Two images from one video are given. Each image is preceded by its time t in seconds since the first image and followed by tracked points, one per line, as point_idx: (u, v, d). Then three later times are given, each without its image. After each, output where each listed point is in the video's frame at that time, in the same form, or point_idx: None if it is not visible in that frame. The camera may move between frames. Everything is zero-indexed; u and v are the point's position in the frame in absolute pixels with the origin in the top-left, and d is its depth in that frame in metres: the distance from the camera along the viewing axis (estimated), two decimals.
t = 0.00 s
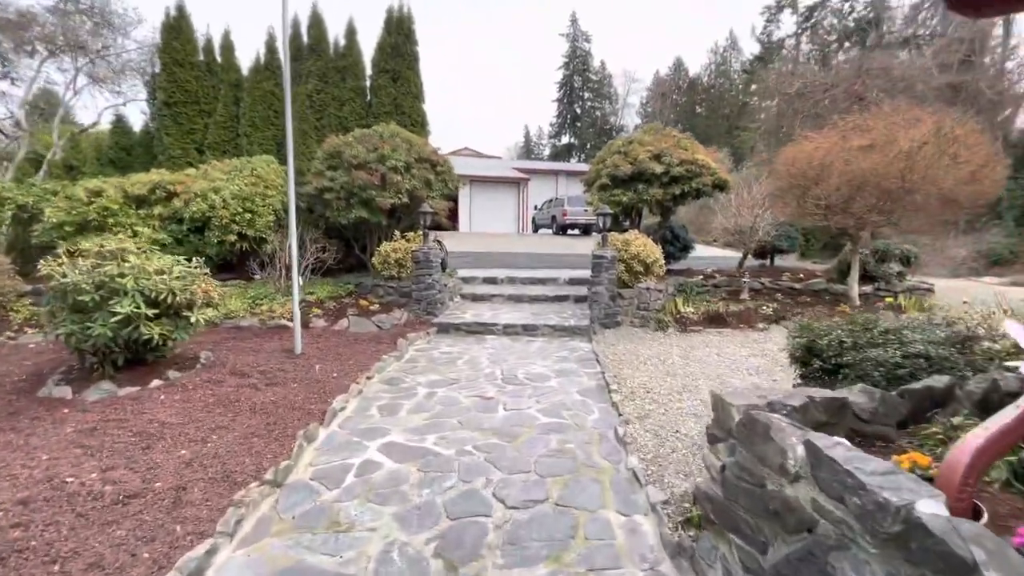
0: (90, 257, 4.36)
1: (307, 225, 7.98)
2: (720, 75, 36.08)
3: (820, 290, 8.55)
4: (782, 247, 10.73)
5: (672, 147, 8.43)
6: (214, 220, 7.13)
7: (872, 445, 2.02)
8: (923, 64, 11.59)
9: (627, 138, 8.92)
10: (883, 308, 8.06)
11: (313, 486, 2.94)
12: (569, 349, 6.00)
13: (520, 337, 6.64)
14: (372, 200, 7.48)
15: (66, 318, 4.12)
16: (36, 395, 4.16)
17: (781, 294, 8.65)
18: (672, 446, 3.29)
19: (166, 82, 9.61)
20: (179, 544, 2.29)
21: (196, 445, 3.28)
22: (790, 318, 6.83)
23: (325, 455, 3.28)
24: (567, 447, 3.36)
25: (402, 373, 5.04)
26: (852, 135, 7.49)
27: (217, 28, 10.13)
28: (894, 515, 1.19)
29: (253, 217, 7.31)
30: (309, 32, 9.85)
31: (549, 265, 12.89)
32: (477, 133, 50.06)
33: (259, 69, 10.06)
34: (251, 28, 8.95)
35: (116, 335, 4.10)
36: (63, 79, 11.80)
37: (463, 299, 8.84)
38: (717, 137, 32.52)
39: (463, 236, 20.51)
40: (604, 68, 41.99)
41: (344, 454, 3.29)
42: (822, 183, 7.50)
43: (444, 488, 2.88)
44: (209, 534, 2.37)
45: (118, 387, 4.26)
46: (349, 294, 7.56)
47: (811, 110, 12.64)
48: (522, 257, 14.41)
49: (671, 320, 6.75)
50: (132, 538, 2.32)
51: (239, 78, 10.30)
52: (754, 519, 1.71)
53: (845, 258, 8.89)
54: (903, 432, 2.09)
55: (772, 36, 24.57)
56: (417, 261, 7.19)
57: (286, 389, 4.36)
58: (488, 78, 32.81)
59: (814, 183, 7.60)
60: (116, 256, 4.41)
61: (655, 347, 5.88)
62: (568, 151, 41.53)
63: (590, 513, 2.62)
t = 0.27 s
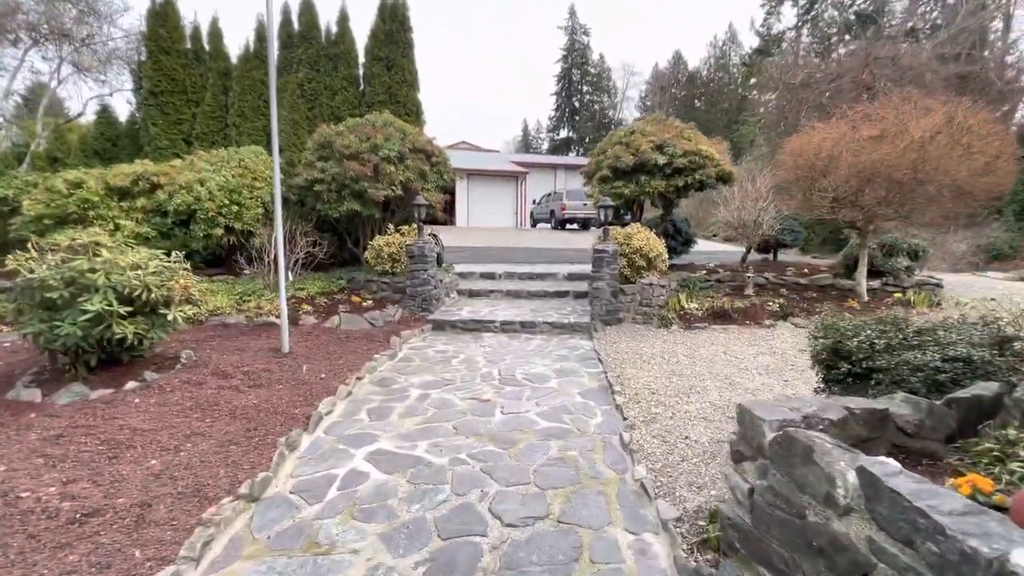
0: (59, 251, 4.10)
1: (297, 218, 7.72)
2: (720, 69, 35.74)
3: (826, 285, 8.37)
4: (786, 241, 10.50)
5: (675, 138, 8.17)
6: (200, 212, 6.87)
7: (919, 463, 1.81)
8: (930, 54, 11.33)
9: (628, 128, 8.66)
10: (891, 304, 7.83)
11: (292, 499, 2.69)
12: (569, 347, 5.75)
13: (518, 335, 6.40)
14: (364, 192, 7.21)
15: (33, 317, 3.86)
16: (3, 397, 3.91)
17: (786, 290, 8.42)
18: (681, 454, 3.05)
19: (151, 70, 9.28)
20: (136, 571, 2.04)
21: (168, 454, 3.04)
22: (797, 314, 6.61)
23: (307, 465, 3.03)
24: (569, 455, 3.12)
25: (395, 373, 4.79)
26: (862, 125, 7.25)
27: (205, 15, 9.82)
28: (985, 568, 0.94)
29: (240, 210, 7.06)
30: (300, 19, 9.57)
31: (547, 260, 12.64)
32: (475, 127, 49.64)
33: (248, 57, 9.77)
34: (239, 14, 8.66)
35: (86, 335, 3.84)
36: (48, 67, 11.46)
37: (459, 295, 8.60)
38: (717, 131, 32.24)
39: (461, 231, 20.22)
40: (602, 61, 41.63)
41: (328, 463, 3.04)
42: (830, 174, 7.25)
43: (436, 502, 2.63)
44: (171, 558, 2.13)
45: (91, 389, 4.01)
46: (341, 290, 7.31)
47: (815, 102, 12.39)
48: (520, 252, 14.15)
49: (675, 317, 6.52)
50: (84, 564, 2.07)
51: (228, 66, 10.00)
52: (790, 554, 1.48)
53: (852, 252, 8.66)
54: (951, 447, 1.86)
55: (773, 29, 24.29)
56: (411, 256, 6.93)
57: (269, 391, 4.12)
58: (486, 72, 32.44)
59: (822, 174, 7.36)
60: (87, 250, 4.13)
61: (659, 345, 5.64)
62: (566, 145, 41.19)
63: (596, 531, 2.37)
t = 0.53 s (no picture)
0: (30, 245, 3.82)
1: (291, 213, 7.45)
2: (721, 65, 35.43)
3: (836, 283, 8.12)
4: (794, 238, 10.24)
5: (681, 130, 7.90)
6: (188, 207, 6.60)
7: (998, 492, 1.71)
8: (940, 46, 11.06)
9: (632, 120, 8.39)
10: (905, 302, 7.57)
11: (273, 521, 2.42)
12: (574, 348, 5.49)
13: (520, 335, 6.14)
14: (360, 186, 6.94)
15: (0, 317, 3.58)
16: None
17: (796, 288, 8.16)
18: (700, 468, 2.79)
19: (140, 60, 8.99)
20: None
21: (140, 469, 2.78)
22: (811, 313, 6.35)
23: (291, 480, 2.76)
24: (578, 468, 2.85)
25: (390, 376, 4.53)
26: (877, 117, 6.98)
27: (196, 4, 9.52)
28: None
29: (231, 204, 6.79)
30: (293, 8, 9.25)
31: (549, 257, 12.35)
32: (474, 123, 49.24)
33: (240, 47, 9.48)
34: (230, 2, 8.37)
35: (58, 336, 3.56)
36: (37, 60, 11.21)
37: (458, 293, 8.33)
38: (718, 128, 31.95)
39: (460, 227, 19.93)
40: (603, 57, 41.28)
41: (315, 478, 2.77)
42: (844, 167, 6.98)
43: (432, 524, 2.36)
44: None
45: (65, 394, 3.73)
46: (336, 287, 7.04)
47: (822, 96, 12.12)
48: (520, 249, 13.86)
49: (683, 315, 6.25)
50: None
51: (220, 56, 9.71)
52: None
53: (863, 249, 8.39)
54: None
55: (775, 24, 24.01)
56: (408, 252, 6.65)
57: (255, 396, 3.86)
58: (486, 67, 32.05)
59: (836, 167, 7.09)
60: (60, 245, 3.86)
61: (668, 345, 5.38)
62: (566, 141, 40.83)
63: (612, 560, 2.10)
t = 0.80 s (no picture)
0: None
1: (283, 209, 7.17)
2: (721, 60, 35.08)
3: (847, 282, 7.88)
4: (802, 235, 9.98)
5: (689, 123, 7.62)
6: (175, 202, 6.31)
7: None
8: (952, 38, 10.78)
9: (637, 113, 8.11)
10: (919, 302, 7.34)
11: (251, 557, 2.16)
12: (578, 351, 5.22)
13: (522, 337, 5.88)
14: (354, 181, 6.67)
15: None
16: None
17: (806, 287, 7.90)
18: (723, 492, 2.55)
19: (128, 51, 8.66)
20: None
21: (107, 493, 2.51)
22: (825, 315, 6.10)
23: (273, 506, 2.50)
24: (590, 491, 2.59)
25: (384, 383, 4.26)
26: (894, 110, 6.72)
27: None
28: None
29: (220, 199, 6.51)
30: None
31: (549, 255, 12.07)
32: (472, 118, 48.77)
33: (232, 37, 9.17)
34: None
35: (26, 343, 3.29)
36: (25, 52, 10.90)
37: (457, 292, 8.07)
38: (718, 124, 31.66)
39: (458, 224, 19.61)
40: (602, 52, 40.89)
41: (299, 504, 2.51)
42: (859, 162, 6.71)
43: (429, 561, 2.10)
44: None
45: (35, 404, 3.46)
46: (330, 287, 6.77)
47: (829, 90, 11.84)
48: (520, 246, 13.56)
49: (691, 317, 5.99)
50: None
51: (211, 46, 9.38)
52: None
53: (875, 247, 8.15)
54: None
55: (777, 19, 23.71)
56: (405, 250, 6.39)
57: (238, 406, 3.59)
58: (484, 62, 31.60)
59: (851, 162, 6.81)
60: (30, 243, 3.58)
61: (678, 349, 5.12)
62: (565, 137, 40.44)
63: None
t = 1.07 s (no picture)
0: None
1: (279, 206, 6.95)
2: (725, 56, 34.73)
3: (862, 281, 7.63)
4: (813, 233, 9.71)
5: (699, 116, 7.36)
6: (167, 199, 6.10)
7: None
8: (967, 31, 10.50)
9: (646, 106, 7.85)
10: (937, 303, 7.08)
11: None
12: (586, 355, 4.98)
13: (527, 339, 5.64)
14: (353, 176, 6.44)
15: None
16: None
17: (820, 287, 7.64)
18: (751, 517, 2.32)
19: (123, 44, 8.41)
20: None
21: (76, 515, 2.29)
22: (843, 317, 5.84)
23: (256, 532, 2.27)
24: (604, 515, 2.36)
25: (382, 389, 4.03)
26: (915, 102, 6.45)
27: None
28: None
29: (214, 196, 6.30)
30: None
31: (553, 253, 11.80)
32: (474, 116, 48.44)
33: (229, 30, 8.96)
34: None
35: None
36: (19, 46, 10.58)
37: (459, 291, 7.85)
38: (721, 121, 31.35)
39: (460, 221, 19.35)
40: (605, 48, 40.57)
41: (285, 529, 2.28)
42: (879, 156, 6.45)
43: None
44: None
45: (9, 413, 3.23)
46: (328, 286, 6.55)
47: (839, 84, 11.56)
48: (523, 244, 13.31)
49: (703, 318, 5.74)
50: None
51: (207, 39, 9.15)
52: None
53: (891, 245, 7.89)
54: None
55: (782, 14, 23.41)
56: (405, 248, 6.16)
57: (226, 416, 3.37)
58: (486, 58, 31.29)
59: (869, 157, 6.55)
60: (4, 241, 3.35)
61: (690, 353, 4.87)
62: (568, 134, 40.10)
63: None
